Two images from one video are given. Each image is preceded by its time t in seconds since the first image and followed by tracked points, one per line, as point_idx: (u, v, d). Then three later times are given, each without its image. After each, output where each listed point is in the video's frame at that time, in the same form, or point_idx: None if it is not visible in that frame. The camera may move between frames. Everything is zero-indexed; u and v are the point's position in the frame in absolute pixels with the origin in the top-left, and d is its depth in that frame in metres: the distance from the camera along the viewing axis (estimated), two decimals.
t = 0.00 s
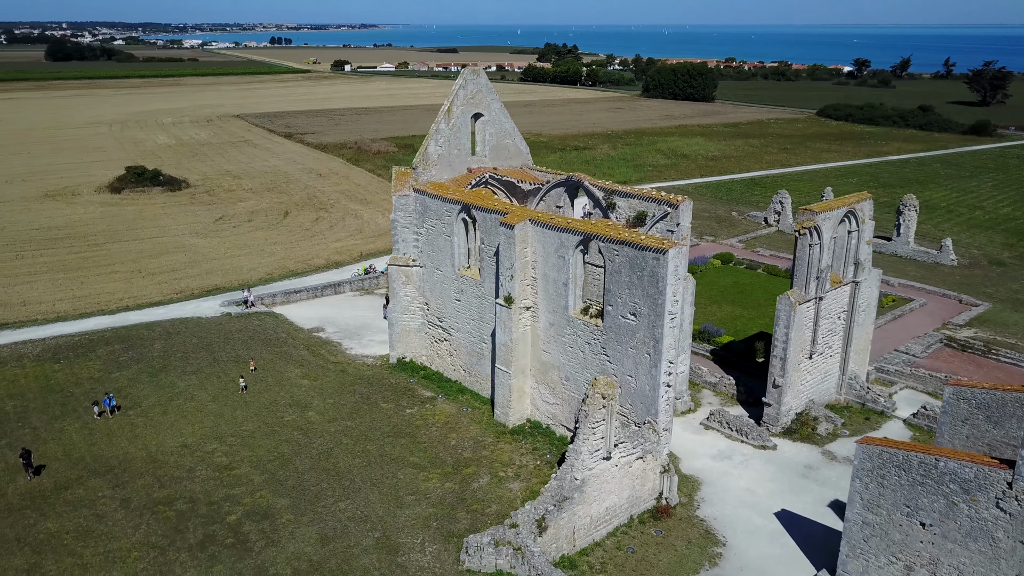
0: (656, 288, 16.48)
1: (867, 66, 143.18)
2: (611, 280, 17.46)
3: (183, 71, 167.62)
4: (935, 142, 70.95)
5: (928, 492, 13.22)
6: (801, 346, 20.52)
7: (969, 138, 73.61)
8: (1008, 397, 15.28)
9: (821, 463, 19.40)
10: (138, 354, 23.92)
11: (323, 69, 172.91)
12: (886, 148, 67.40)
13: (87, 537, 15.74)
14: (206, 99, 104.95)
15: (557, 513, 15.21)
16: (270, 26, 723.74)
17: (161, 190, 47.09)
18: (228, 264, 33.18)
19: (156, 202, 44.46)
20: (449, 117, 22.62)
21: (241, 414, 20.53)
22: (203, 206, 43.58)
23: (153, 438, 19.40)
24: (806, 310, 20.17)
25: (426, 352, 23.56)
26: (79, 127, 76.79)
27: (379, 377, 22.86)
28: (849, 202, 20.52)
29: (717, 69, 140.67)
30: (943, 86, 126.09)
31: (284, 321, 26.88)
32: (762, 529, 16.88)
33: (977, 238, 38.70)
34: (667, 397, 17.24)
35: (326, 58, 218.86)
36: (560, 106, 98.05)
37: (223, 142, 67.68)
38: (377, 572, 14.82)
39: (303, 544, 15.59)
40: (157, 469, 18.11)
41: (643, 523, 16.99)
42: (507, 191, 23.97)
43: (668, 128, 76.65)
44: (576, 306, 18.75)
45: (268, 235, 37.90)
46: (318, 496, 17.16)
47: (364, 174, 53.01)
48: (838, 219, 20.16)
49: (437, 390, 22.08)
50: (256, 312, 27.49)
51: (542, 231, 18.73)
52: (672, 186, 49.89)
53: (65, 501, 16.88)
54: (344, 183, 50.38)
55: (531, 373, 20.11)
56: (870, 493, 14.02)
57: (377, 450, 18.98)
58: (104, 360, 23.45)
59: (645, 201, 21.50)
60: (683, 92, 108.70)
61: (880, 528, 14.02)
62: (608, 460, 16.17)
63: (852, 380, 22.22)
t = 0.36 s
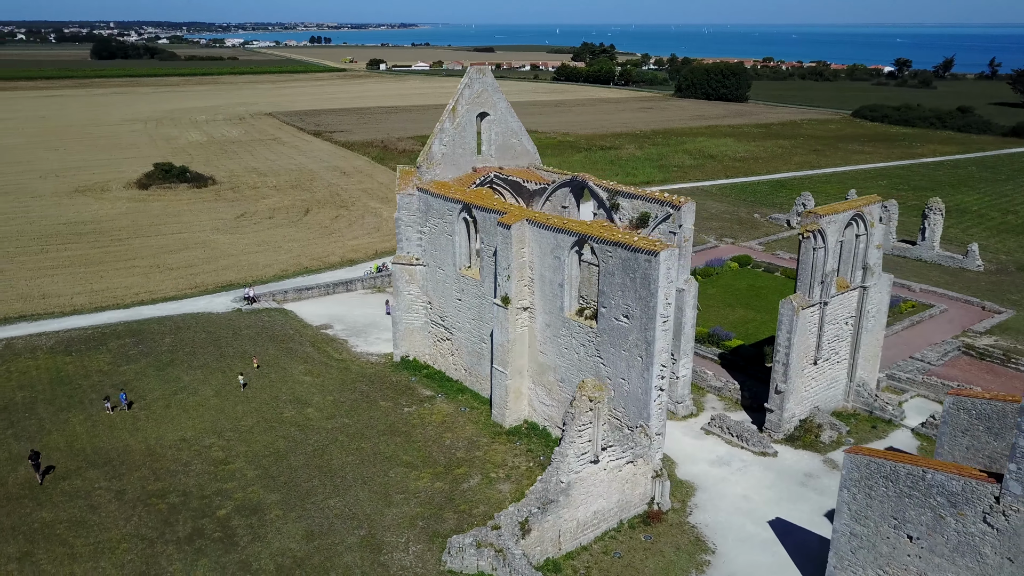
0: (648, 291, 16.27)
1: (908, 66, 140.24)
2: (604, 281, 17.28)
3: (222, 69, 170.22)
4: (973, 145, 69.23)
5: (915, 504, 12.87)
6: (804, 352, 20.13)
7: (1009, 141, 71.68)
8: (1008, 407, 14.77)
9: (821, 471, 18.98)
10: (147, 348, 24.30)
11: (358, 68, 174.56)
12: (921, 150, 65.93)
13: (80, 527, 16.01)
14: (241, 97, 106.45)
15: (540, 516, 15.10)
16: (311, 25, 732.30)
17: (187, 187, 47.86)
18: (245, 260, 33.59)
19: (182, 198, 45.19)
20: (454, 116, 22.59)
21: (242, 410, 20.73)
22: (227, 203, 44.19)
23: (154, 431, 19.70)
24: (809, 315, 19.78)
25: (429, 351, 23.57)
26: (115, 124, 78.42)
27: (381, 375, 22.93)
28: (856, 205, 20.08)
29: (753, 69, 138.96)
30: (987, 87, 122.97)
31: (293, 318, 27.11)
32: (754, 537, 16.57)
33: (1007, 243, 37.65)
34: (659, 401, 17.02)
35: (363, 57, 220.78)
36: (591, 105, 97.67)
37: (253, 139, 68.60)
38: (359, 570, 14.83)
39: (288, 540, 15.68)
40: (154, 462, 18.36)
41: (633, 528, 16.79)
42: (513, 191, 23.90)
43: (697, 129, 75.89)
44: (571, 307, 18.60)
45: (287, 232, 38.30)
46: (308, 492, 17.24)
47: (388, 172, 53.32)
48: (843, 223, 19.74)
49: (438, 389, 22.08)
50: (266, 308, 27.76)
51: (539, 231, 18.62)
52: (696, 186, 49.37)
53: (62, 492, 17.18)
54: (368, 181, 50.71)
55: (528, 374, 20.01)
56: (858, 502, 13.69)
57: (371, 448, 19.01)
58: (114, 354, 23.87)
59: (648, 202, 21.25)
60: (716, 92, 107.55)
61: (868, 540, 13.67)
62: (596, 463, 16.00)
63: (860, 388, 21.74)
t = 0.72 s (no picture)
0: (640, 294, 16.07)
1: (950, 66, 137.09)
2: (598, 284, 17.11)
3: (260, 68, 172.29)
4: (1012, 148, 67.39)
5: (900, 517, 12.53)
6: (807, 358, 19.72)
7: None
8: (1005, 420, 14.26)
9: (821, 480, 18.57)
10: (156, 342, 24.66)
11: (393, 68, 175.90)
12: (957, 153, 64.34)
13: (73, 518, 16.28)
14: (274, 96, 107.74)
15: (523, 518, 15.00)
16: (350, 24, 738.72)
17: (213, 184, 48.55)
18: (261, 257, 33.95)
19: (206, 195, 45.85)
20: (458, 116, 22.53)
21: (242, 405, 20.91)
22: (249, 200, 44.72)
23: (155, 425, 19.97)
24: (813, 321, 19.37)
25: (431, 351, 23.55)
26: (151, 121, 79.90)
27: (383, 373, 22.98)
28: (863, 208, 19.61)
29: (789, 69, 137.03)
30: None
31: (302, 315, 27.32)
32: (745, 546, 16.26)
33: None
34: (651, 406, 16.78)
35: (398, 56, 222.20)
36: (621, 105, 97.07)
37: (282, 137, 69.40)
38: (341, 568, 14.87)
39: (274, 536, 15.77)
40: (151, 456, 18.60)
41: (621, 533, 16.60)
42: (518, 190, 23.81)
43: (727, 130, 74.98)
44: (567, 308, 18.44)
45: (305, 230, 38.64)
46: (298, 490, 17.32)
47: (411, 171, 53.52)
48: (848, 227, 19.30)
49: (438, 389, 22.05)
50: (276, 305, 28.00)
51: (535, 232, 18.49)
52: (720, 188, 48.80)
53: (59, 483, 17.48)
54: (390, 180, 50.94)
55: (525, 375, 19.89)
56: (844, 514, 13.36)
57: (366, 446, 19.05)
58: (124, 348, 24.27)
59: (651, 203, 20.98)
60: (749, 92, 106.26)
61: (853, 552, 13.34)
62: (583, 467, 15.84)
63: (866, 396, 21.24)
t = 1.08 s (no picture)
0: (629, 296, 15.88)
1: (994, 67, 133.75)
2: (590, 286, 16.95)
3: (297, 68, 174.09)
4: None
5: (882, 530, 12.18)
6: (810, 364, 19.32)
7: None
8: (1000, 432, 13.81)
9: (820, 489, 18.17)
10: (166, 337, 25.03)
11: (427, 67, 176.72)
12: (994, 156, 62.69)
13: (68, 509, 16.57)
14: (308, 95, 108.81)
15: (505, 521, 14.90)
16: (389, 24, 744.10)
17: (237, 182, 49.16)
18: (277, 255, 34.26)
19: (230, 193, 46.45)
20: (463, 116, 22.49)
21: (242, 401, 21.13)
22: (272, 198, 45.20)
23: (157, 418, 20.26)
24: (815, 326, 18.97)
25: (434, 350, 23.55)
26: (185, 119, 81.15)
27: (385, 372, 23.04)
28: (870, 212, 19.16)
29: (826, 70, 134.89)
30: None
31: (311, 313, 27.49)
32: (735, 555, 15.96)
33: None
34: (641, 410, 16.58)
35: (433, 56, 223.18)
36: (652, 106, 96.36)
37: (310, 136, 70.08)
38: (323, 566, 14.89)
39: (260, 532, 15.87)
40: (150, 449, 18.86)
41: (609, 538, 16.41)
42: (523, 191, 23.70)
43: (758, 131, 73.98)
44: (561, 310, 18.31)
45: (323, 228, 38.90)
46: (289, 486, 17.42)
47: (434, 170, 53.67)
48: (853, 231, 18.87)
49: (438, 389, 22.02)
50: (287, 303, 28.22)
51: (531, 232, 18.39)
52: (744, 190, 48.11)
53: (57, 474, 17.78)
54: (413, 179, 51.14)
55: (522, 376, 19.78)
56: (827, 526, 13.04)
57: (360, 445, 19.09)
58: (134, 342, 24.66)
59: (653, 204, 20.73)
60: (783, 93, 104.71)
61: (837, 565, 13.00)
62: (570, 470, 15.68)
63: (873, 404, 20.75)
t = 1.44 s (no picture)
0: (618, 298, 15.74)
1: None
2: (581, 287, 16.83)
3: (332, 66, 175.29)
4: None
5: (861, 542, 11.89)
6: (809, 370, 18.97)
7: None
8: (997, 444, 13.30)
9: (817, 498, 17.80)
10: (174, 333, 25.39)
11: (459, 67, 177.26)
12: None
13: (63, 500, 16.86)
14: (339, 94, 109.78)
15: (487, 522, 14.82)
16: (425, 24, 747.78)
17: (260, 180, 49.74)
18: (292, 253, 34.59)
19: (253, 191, 47.01)
20: (466, 115, 22.48)
21: (243, 397, 21.33)
22: (293, 196, 45.67)
23: (158, 413, 20.53)
24: (815, 331, 18.61)
25: (435, 350, 23.56)
26: (216, 118, 82.28)
27: (386, 371, 23.11)
28: (875, 216, 18.75)
29: (862, 71, 132.79)
30: None
31: (319, 311, 27.69)
32: (722, 562, 15.71)
33: None
34: (630, 413, 16.41)
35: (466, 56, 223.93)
36: (682, 107, 95.60)
37: (337, 135, 70.70)
38: (305, 563, 14.96)
39: (247, 528, 16.00)
40: (148, 443, 19.12)
41: (595, 543, 16.26)
42: (527, 191, 23.61)
43: (786, 132, 73.04)
44: (555, 312, 18.20)
45: (339, 227, 39.16)
46: (280, 483, 17.55)
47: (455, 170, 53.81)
48: (855, 236, 18.48)
49: (437, 388, 22.01)
50: (296, 301, 28.46)
51: (525, 233, 18.31)
52: (766, 192, 47.47)
53: (56, 466, 18.09)
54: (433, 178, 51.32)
55: (517, 377, 19.70)
56: (807, 535, 12.77)
57: (354, 443, 19.16)
58: (143, 337, 25.04)
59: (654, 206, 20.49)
60: (816, 94, 103.16)
61: None
62: (554, 473, 15.55)
63: (877, 412, 20.30)
